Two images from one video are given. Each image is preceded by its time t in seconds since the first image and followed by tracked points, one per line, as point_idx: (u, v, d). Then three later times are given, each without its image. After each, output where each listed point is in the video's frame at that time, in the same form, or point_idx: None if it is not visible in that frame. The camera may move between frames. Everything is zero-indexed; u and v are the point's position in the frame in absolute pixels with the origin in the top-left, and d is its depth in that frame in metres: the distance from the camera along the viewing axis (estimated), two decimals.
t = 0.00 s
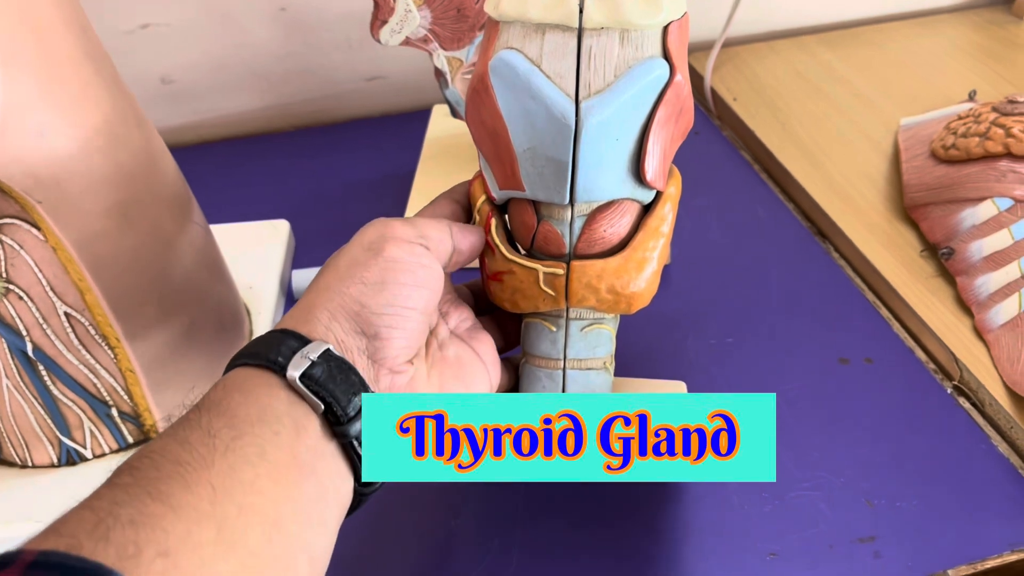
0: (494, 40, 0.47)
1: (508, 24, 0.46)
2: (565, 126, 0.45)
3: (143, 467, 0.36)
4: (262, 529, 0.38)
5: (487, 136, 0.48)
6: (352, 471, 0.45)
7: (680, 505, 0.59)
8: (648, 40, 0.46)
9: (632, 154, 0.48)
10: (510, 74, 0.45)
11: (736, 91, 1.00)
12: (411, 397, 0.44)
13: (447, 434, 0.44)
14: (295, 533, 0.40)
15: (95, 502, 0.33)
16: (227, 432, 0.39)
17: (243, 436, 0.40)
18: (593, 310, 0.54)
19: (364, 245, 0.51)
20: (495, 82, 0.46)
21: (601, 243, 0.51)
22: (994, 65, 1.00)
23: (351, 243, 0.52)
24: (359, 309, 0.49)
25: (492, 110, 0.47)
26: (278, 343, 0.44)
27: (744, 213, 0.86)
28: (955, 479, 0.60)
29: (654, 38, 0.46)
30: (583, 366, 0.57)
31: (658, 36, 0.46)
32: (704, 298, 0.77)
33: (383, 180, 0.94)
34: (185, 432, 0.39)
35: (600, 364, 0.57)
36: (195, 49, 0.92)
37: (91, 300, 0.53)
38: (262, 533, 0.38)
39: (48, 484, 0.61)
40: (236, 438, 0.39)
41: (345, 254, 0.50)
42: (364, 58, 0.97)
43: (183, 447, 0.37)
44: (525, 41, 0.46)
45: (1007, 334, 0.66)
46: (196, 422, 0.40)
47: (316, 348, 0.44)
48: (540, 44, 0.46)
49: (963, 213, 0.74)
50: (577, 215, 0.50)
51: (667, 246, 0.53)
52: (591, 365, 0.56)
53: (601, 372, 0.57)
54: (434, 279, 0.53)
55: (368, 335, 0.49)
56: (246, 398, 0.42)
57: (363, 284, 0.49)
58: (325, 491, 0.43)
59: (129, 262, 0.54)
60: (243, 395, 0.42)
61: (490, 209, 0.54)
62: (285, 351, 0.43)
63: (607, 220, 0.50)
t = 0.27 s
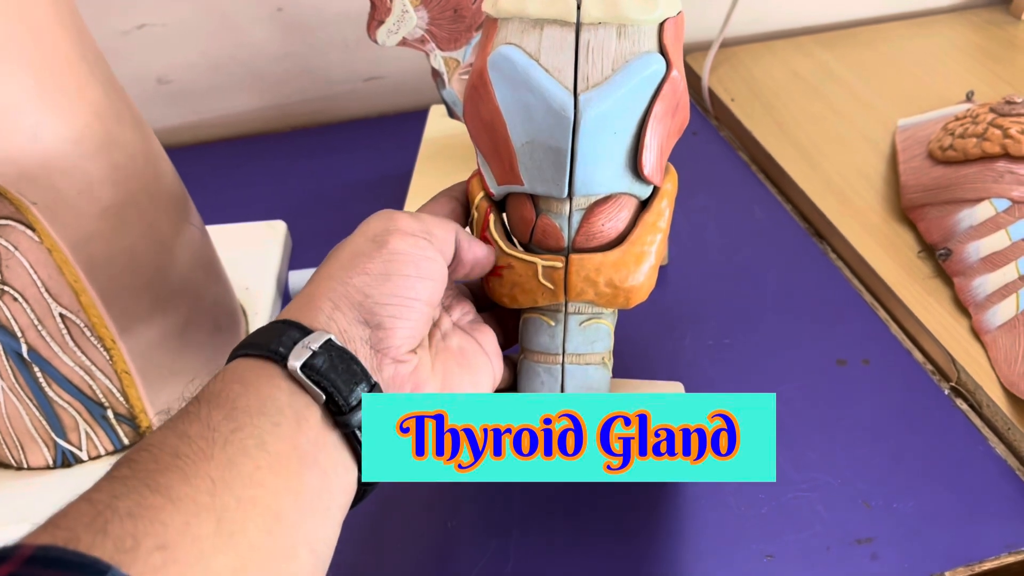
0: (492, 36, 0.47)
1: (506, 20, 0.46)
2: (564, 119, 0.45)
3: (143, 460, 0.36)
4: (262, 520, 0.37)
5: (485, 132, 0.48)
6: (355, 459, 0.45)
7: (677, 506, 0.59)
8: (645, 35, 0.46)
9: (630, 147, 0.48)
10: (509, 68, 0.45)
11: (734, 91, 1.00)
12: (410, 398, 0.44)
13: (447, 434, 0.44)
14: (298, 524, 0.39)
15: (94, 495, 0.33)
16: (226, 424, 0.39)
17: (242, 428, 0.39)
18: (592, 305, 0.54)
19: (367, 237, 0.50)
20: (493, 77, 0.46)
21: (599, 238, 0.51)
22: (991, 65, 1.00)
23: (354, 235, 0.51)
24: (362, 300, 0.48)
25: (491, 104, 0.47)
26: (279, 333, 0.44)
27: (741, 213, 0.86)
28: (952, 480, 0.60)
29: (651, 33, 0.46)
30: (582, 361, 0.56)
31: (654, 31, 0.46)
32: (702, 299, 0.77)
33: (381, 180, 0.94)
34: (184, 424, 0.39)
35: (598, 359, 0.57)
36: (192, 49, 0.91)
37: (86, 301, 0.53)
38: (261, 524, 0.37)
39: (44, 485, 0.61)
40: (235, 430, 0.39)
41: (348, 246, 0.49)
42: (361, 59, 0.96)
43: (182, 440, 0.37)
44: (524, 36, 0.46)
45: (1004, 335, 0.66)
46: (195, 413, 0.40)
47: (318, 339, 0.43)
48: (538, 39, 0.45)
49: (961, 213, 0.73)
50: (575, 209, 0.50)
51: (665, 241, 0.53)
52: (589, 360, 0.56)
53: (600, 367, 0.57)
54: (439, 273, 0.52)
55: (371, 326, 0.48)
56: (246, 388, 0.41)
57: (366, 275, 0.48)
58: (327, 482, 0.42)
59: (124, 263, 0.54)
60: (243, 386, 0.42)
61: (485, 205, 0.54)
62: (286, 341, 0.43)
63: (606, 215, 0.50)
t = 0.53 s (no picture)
0: (490, 36, 0.47)
1: (505, 20, 0.46)
2: (565, 117, 0.45)
3: (153, 462, 0.36)
4: (269, 531, 0.37)
5: (485, 132, 0.48)
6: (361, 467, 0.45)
7: (677, 507, 0.59)
8: (644, 34, 0.46)
9: (630, 146, 0.48)
10: (509, 67, 0.45)
11: (733, 92, 1.00)
12: (412, 398, 0.43)
13: (447, 434, 0.44)
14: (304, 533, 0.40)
15: (100, 500, 0.33)
16: (240, 429, 0.39)
17: (255, 435, 0.39)
18: (593, 305, 0.53)
19: (413, 244, 0.48)
20: (493, 76, 0.45)
21: (600, 238, 0.51)
22: (991, 66, 1.00)
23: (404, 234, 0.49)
24: (393, 315, 0.47)
25: (490, 104, 0.46)
26: (300, 333, 0.43)
27: (741, 214, 0.86)
28: (952, 482, 0.59)
29: (650, 31, 0.46)
30: (584, 361, 0.56)
31: (653, 30, 0.46)
32: (702, 300, 0.76)
33: (380, 181, 0.93)
34: (196, 426, 0.38)
35: (600, 359, 0.56)
36: (190, 49, 0.91)
37: (83, 302, 0.53)
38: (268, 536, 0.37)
39: (41, 488, 0.60)
40: (248, 436, 0.39)
41: (394, 250, 0.48)
42: (360, 59, 0.96)
43: (195, 445, 0.37)
44: (523, 36, 0.46)
45: (1004, 337, 0.66)
46: (208, 413, 0.39)
47: (339, 346, 0.43)
48: (537, 38, 0.45)
49: (961, 214, 0.73)
50: (576, 208, 0.50)
51: (665, 240, 0.52)
52: (591, 361, 0.56)
53: (602, 368, 0.57)
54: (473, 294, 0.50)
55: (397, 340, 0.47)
56: (262, 390, 0.41)
57: (403, 288, 0.47)
58: (337, 497, 0.42)
59: (122, 264, 0.54)
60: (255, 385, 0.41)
61: (484, 207, 0.53)
62: (304, 341, 0.43)
63: (606, 215, 0.50)
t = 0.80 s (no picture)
0: (489, 42, 0.46)
1: (503, 26, 0.46)
2: (565, 128, 0.45)
3: (221, 473, 0.37)
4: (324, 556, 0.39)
5: (485, 140, 0.48)
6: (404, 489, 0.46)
7: (678, 507, 0.59)
8: (645, 40, 0.45)
9: (631, 154, 0.48)
10: (509, 76, 0.45)
11: (734, 92, 1.00)
12: (417, 397, 0.43)
13: (447, 434, 0.44)
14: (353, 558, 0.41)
15: (166, 516, 0.35)
16: (312, 446, 0.40)
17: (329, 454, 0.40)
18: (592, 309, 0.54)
19: (520, 287, 0.48)
20: (492, 85, 0.45)
21: (602, 246, 0.51)
22: (992, 66, 1.00)
23: (508, 269, 0.49)
24: (482, 350, 0.49)
25: (490, 113, 0.46)
26: (396, 348, 0.43)
27: (742, 214, 0.86)
28: (954, 482, 0.59)
29: (651, 38, 0.46)
30: (585, 369, 0.56)
31: (654, 36, 0.46)
32: (703, 300, 0.76)
33: (381, 181, 0.93)
34: (271, 438, 0.39)
35: (602, 367, 0.56)
36: (190, 49, 0.91)
37: (84, 303, 0.53)
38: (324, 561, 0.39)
39: (41, 488, 0.60)
40: (320, 454, 0.40)
41: (499, 288, 0.48)
42: (360, 58, 0.96)
43: (267, 460, 0.38)
44: (523, 43, 0.45)
45: (1006, 337, 0.66)
46: (286, 422, 0.40)
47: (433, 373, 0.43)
48: (536, 46, 0.45)
49: (963, 214, 0.73)
50: (576, 218, 0.50)
51: (666, 245, 0.53)
52: (593, 368, 0.56)
53: (604, 375, 0.57)
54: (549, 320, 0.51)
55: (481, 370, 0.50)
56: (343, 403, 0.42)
57: (499, 329, 0.48)
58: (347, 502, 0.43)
59: (123, 265, 0.54)
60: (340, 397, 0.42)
61: (484, 213, 0.54)
62: (402, 360, 0.43)
63: (607, 224, 0.50)
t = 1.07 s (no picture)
0: (483, 52, 0.46)
1: (497, 35, 0.46)
2: (559, 142, 0.45)
3: (304, 505, 0.40)
4: None
5: (480, 150, 0.48)
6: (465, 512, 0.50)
7: (674, 506, 0.59)
8: (640, 51, 0.45)
9: (627, 166, 0.48)
10: (503, 89, 0.45)
11: (732, 92, 1.00)
12: (410, 397, 0.44)
13: (447, 434, 0.44)
14: None
15: (252, 546, 0.38)
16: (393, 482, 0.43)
17: (409, 491, 0.43)
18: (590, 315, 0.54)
19: (593, 318, 0.49)
20: (486, 98, 0.46)
21: (600, 255, 0.52)
22: (990, 66, 1.00)
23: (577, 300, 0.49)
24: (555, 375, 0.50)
25: (484, 126, 0.47)
26: (479, 377, 0.44)
27: (740, 213, 0.86)
28: (950, 481, 0.60)
29: (647, 48, 0.45)
30: (582, 379, 0.57)
31: (650, 46, 0.45)
32: (700, 299, 0.77)
33: (380, 180, 0.94)
34: (355, 470, 0.42)
35: (598, 376, 0.57)
36: (189, 49, 0.91)
37: (82, 301, 0.53)
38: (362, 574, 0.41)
39: (39, 485, 0.61)
40: (403, 491, 0.43)
41: (573, 321, 0.48)
42: (360, 58, 0.96)
43: (348, 493, 0.41)
44: (516, 54, 0.45)
45: (1001, 336, 0.66)
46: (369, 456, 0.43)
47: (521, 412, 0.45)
48: (530, 56, 0.45)
49: (959, 214, 0.73)
50: (573, 230, 0.50)
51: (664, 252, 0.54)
52: (589, 378, 0.57)
53: (599, 384, 0.58)
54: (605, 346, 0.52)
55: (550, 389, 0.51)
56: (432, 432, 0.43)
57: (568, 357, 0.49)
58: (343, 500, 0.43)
59: (121, 263, 0.54)
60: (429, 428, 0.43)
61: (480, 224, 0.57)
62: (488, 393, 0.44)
63: (603, 233, 0.50)
